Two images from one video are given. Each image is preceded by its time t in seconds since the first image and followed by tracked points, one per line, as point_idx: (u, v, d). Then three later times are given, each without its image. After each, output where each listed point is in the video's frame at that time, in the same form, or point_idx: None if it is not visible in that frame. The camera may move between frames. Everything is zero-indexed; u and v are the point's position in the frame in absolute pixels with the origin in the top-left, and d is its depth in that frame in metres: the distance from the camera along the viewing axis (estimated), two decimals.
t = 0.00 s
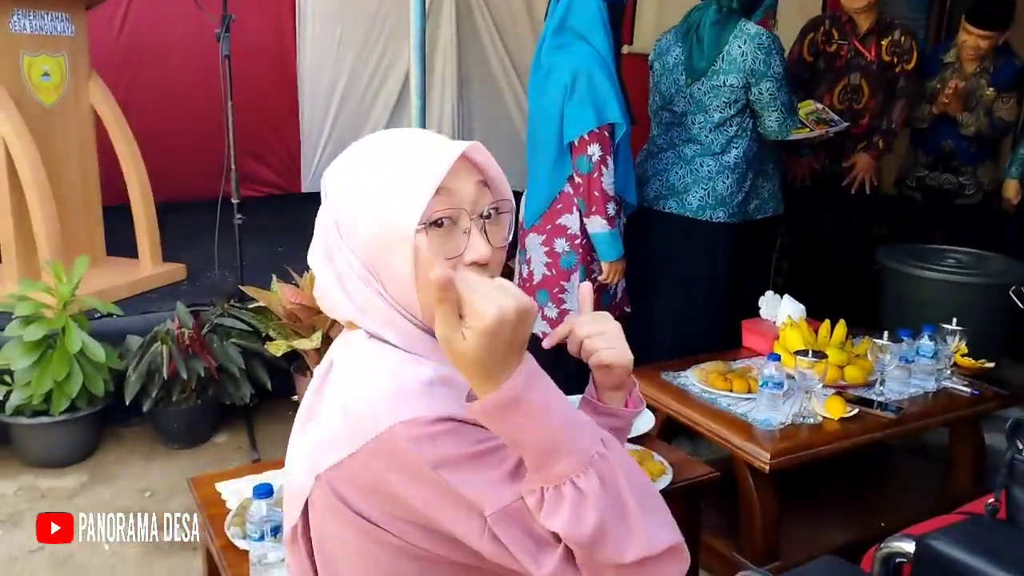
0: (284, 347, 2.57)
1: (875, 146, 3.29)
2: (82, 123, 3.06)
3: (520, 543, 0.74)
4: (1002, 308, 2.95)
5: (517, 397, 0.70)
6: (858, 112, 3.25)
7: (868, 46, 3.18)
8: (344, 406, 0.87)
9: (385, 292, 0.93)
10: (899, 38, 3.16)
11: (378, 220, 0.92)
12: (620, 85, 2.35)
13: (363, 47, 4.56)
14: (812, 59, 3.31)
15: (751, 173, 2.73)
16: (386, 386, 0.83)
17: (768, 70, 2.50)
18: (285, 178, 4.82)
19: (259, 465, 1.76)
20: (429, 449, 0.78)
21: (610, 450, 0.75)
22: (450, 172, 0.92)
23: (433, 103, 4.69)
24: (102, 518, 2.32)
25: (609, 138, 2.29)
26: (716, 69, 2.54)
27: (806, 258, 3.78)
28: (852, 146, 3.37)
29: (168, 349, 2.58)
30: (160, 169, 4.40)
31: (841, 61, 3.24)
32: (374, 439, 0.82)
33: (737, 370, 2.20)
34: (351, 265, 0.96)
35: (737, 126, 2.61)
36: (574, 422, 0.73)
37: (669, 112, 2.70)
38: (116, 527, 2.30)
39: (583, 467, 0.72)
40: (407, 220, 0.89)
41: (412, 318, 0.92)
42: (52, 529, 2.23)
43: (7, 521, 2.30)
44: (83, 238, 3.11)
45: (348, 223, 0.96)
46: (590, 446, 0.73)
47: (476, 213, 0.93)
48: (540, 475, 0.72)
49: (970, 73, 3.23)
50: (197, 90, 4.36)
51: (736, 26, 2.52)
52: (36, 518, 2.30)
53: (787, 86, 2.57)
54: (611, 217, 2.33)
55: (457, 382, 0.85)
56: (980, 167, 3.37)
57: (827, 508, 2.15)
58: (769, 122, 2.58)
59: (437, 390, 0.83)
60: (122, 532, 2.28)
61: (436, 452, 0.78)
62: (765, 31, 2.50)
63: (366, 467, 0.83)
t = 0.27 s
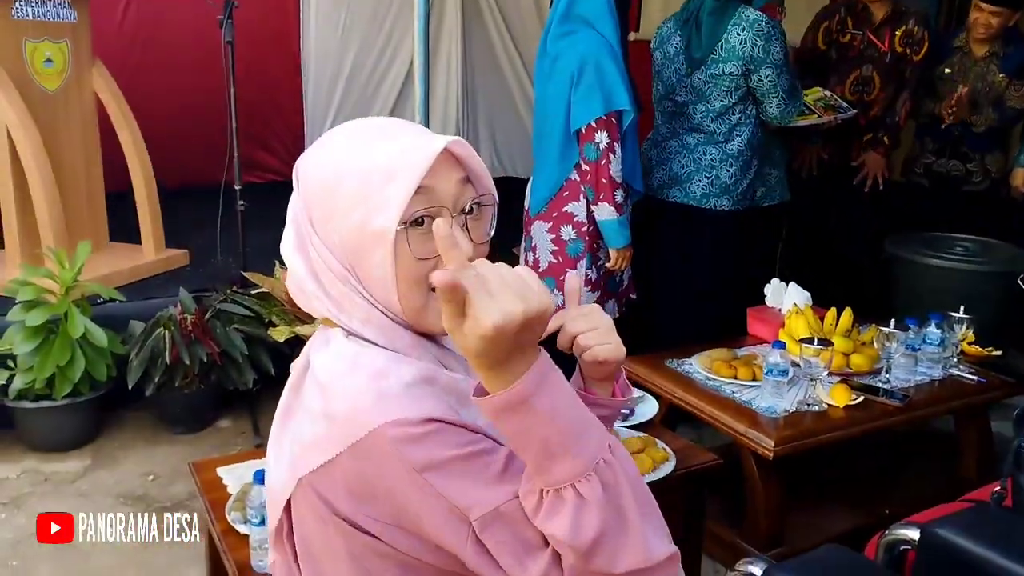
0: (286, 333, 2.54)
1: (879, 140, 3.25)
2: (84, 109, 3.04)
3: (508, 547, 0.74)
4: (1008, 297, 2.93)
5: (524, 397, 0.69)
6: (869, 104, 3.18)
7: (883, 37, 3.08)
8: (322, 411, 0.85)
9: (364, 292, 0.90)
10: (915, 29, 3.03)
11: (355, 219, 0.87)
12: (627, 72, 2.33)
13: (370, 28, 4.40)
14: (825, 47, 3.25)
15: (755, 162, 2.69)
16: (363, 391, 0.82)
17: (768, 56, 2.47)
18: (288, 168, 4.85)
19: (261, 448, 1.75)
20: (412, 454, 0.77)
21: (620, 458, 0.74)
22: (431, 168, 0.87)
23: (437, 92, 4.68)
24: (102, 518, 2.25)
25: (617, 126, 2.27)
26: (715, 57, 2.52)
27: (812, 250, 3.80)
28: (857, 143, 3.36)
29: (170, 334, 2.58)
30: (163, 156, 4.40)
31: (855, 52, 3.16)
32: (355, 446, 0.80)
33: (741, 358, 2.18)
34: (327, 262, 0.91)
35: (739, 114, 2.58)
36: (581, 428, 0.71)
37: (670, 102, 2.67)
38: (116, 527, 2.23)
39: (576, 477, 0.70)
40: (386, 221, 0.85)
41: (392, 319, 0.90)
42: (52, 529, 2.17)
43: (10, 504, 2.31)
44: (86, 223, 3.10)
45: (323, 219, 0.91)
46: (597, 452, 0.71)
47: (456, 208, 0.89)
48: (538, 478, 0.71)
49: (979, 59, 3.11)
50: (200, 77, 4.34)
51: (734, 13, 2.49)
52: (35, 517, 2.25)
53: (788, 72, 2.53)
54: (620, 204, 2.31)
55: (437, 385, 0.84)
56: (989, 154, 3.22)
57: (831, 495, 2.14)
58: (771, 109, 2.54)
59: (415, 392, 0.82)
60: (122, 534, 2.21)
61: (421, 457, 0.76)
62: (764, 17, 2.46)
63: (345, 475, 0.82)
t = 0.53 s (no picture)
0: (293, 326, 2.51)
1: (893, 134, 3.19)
2: (89, 98, 3.03)
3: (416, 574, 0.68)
4: None
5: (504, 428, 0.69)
6: (881, 100, 3.11)
7: (899, 32, 2.99)
8: (323, 399, 0.83)
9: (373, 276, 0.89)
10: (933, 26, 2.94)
11: (366, 202, 0.86)
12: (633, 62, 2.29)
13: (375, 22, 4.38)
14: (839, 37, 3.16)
15: (754, 155, 2.62)
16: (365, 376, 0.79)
17: (768, 45, 2.40)
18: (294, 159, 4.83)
19: (263, 442, 1.73)
20: (401, 449, 0.74)
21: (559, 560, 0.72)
22: (443, 152, 0.87)
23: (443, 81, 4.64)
24: (103, 518, 2.21)
25: (623, 116, 2.24)
26: (716, 43, 2.47)
27: (820, 242, 3.76)
28: (871, 134, 3.27)
29: (174, 325, 2.56)
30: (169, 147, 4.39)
31: (870, 45, 3.07)
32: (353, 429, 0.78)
33: (750, 352, 2.15)
34: (334, 246, 0.89)
35: (736, 104, 2.52)
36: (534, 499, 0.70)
37: (671, 88, 2.64)
38: (115, 527, 2.18)
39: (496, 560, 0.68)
40: (399, 204, 0.84)
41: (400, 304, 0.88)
42: (52, 528, 2.13)
43: (15, 496, 2.30)
44: (91, 214, 3.09)
45: (330, 204, 0.90)
46: (528, 551, 0.69)
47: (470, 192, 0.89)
48: (458, 547, 0.68)
49: (993, 45, 3.00)
50: (205, 67, 4.31)
51: None
52: (35, 518, 2.19)
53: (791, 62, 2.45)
54: (624, 196, 2.28)
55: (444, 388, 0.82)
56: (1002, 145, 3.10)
57: (842, 490, 2.11)
58: (770, 101, 2.48)
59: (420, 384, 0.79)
60: (122, 534, 2.17)
61: (406, 454, 0.73)
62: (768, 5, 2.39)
63: (337, 459, 0.80)
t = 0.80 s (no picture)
0: (296, 315, 2.50)
1: (912, 119, 3.12)
2: (91, 84, 2.97)
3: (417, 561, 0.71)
4: None
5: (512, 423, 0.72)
6: (899, 86, 3.01)
7: (921, 16, 2.90)
8: (343, 386, 0.80)
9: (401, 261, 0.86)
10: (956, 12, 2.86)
11: (395, 182, 0.84)
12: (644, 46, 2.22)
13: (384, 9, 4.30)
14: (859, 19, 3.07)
15: (748, 152, 2.50)
16: (388, 368, 0.78)
17: (773, 39, 2.30)
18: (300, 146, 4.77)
19: (263, 436, 1.68)
20: (416, 447, 0.74)
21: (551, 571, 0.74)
22: (471, 126, 0.85)
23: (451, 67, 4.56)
24: (103, 517, 2.14)
25: (632, 103, 2.16)
26: (721, 25, 2.39)
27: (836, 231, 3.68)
28: (889, 121, 3.17)
29: (175, 316, 2.51)
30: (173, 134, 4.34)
31: (892, 29, 2.98)
32: (371, 420, 0.77)
33: (767, 346, 2.08)
34: (355, 232, 0.86)
35: (731, 94, 2.41)
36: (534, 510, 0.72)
37: (674, 70, 2.56)
38: (116, 526, 2.12)
39: (491, 560, 0.70)
40: (434, 180, 0.82)
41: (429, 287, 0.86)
42: (52, 528, 2.06)
43: (13, 489, 2.25)
44: (93, 202, 3.04)
45: (349, 187, 0.87)
46: (524, 561, 0.71)
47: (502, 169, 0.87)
48: (453, 542, 0.70)
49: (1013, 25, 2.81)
50: (210, 53, 4.25)
51: None
52: (34, 516, 2.14)
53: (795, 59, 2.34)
54: (633, 184, 2.20)
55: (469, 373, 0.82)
56: None
57: (861, 488, 2.05)
58: (767, 96, 2.37)
59: (443, 380, 0.79)
60: (123, 533, 2.10)
61: (424, 449, 0.74)
62: None
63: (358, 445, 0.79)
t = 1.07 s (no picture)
0: (302, 306, 2.39)
1: (936, 111, 3.03)
2: (96, 69, 2.92)
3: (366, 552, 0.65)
4: None
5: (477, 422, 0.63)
6: (925, 78, 2.92)
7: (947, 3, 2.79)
8: (356, 346, 0.75)
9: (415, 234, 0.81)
10: None
11: (410, 152, 0.78)
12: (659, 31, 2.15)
13: None
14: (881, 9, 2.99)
15: (760, 142, 2.38)
16: (395, 327, 0.72)
17: (780, 25, 2.23)
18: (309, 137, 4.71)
19: (266, 429, 1.62)
20: (412, 415, 0.68)
21: None
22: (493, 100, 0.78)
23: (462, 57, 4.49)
24: (103, 517, 2.07)
25: (646, 89, 2.09)
26: (727, 13, 2.31)
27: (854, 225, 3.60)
28: (913, 113, 3.09)
29: (179, 305, 2.46)
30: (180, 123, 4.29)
31: (916, 19, 2.90)
32: (369, 385, 0.71)
33: (786, 341, 2.02)
34: (374, 200, 0.82)
35: (739, 82, 2.32)
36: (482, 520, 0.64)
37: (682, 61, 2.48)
38: (116, 526, 2.05)
39: (434, 571, 0.62)
40: (446, 153, 0.75)
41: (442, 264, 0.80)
42: (52, 527, 1.99)
43: (12, 481, 2.21)
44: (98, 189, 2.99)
45: (370, 154, 0.82)
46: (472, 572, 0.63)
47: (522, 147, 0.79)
48: (401, 545, 0.63)
49: None
50: (218, 41, 4.20)
51: None
52: (34, 515, 2.07)
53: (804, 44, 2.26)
54: (645, 173, 2.14)
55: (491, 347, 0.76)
56: None
57: (882, 489, 1.98)
58: (777, 83, 2.29)
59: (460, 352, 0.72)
60: (122, 535, 2.03)
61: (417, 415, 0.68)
62: None
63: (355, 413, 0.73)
